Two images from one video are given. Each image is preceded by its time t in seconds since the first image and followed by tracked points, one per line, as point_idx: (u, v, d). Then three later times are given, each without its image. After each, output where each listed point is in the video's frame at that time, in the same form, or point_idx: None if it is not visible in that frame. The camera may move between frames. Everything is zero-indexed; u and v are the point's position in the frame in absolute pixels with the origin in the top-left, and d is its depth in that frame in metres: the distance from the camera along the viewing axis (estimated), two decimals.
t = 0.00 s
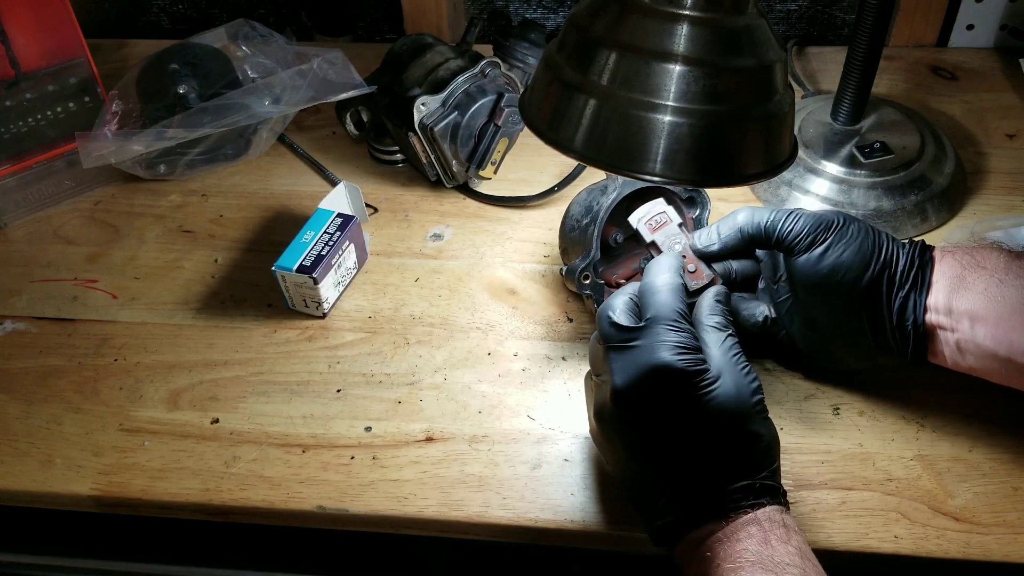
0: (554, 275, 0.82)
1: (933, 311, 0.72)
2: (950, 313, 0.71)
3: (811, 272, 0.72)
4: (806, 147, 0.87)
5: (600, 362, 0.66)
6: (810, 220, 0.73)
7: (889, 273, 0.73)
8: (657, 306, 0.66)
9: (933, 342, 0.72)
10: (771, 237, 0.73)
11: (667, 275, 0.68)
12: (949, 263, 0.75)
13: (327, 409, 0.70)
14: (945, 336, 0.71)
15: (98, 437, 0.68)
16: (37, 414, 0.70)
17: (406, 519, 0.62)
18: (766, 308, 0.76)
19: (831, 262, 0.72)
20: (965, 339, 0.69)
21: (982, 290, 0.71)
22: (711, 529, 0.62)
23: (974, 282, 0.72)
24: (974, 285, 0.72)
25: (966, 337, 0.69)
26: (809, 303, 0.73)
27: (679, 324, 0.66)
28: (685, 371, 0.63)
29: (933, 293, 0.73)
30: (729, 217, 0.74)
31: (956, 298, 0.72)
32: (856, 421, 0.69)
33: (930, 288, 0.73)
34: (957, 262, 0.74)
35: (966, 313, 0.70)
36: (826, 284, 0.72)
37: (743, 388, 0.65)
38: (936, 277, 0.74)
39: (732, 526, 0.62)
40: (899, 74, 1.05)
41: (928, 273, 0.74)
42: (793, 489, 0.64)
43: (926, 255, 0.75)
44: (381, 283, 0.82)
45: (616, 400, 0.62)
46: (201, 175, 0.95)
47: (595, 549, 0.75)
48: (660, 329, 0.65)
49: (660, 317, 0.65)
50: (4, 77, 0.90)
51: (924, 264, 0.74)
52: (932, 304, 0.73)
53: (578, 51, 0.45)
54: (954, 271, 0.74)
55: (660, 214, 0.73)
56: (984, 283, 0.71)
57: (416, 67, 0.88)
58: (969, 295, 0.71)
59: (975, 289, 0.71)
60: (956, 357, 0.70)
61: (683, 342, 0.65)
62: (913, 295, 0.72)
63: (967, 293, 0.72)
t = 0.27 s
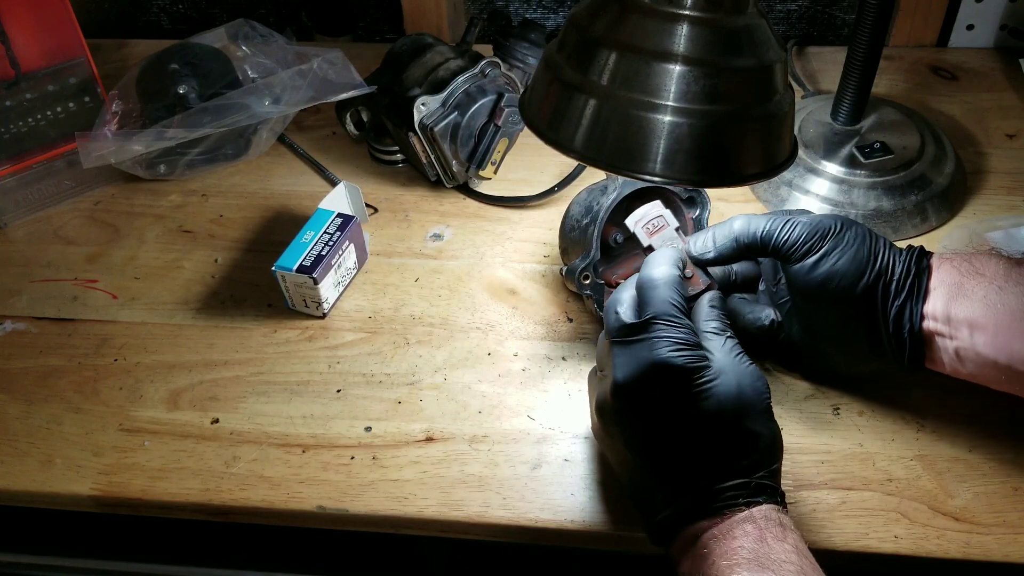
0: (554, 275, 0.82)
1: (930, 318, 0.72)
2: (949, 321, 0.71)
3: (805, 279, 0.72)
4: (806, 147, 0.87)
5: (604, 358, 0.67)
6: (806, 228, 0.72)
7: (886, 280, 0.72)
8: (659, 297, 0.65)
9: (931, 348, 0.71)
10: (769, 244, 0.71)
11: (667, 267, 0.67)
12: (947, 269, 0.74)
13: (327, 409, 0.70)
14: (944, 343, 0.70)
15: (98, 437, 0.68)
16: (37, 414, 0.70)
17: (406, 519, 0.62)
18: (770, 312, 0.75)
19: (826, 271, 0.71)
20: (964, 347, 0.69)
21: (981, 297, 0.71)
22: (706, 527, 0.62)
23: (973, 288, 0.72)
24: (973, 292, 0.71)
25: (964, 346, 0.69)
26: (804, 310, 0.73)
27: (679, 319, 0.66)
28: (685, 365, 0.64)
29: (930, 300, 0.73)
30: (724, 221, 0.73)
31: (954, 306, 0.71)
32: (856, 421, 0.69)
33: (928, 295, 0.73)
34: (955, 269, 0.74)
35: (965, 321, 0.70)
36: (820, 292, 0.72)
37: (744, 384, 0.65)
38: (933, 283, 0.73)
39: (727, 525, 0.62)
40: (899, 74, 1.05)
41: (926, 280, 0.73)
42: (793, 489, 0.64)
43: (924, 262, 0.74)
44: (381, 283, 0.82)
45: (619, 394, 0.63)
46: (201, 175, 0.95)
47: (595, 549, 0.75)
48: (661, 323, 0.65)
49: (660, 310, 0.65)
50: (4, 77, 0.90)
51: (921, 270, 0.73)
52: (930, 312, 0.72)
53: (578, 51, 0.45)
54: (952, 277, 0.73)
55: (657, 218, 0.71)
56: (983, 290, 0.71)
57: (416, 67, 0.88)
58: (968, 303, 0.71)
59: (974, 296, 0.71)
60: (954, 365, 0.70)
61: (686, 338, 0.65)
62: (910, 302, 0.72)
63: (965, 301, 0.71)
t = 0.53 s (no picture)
0: (554, 275, 0.82)
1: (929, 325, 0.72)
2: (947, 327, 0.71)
3: (800, 288, 0.72)
4: (806, 147, 0.87)
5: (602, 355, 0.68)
6: (801, 238, 0.72)
7: (881, 289, 0.72)
8: (652, 293, 0.66)
9: (929, 353, 0.72)
10: (765, 255, 0.71)
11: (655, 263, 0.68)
12: (944, 275, 0.74)
13: (327, 409, 0.70)
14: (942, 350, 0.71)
15: (98, 437, 0.68)
16: (36, 414, 0.70)
17: (406, 519, 0.62)
18: (775, 316, 0.74)
19: (821, 280, 0.71)
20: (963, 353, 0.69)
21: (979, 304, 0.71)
22: (696, 521, 0.62)
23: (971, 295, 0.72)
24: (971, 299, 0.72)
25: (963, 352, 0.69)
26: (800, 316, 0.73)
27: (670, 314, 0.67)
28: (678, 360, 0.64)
29: (927, 308, 0.73)
30: (720, 230, 0.73)
31: (952, 313, 0.72)
32: (856, 421, 0.69)
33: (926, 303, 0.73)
34: (952, 275, 0.74)
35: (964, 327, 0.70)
36: (815, 299, 0.72)
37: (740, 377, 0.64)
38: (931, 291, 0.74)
39: (715, 519, 0.62)
40: (899, 74, 1.05)
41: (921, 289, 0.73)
42: (792, 489, 0.64)
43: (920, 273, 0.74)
44: (381, 283, 0.82)
45: (614, 387, 0.63)
46: (201, 175, 0.95)
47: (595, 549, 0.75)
48: (655, 319, 0.65)
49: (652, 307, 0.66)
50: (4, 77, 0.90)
51: (917, 279, 0.73)
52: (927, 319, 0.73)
53: (578, 51, 0.45)
54: (950, 284, 0.74)
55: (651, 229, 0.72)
56: (981, 297, 0.72)
57: (416, 67, 0.88)
58: (966, 310, 0.71)
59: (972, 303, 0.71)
60: (953, 370, 0.70)
61: (679, 331, 0.66)
62: (906, 311, 0.72)
63: (963, 307, 0.72)
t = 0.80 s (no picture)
0: (554, 275, 0.82)
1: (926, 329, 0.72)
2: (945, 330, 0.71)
3: (797, 292, 0.72)
4: (806, 147, 0.87)
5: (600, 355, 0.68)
6: (797, 242, 0.72)
7: (878, 293, 0.72)
8: (649, 292, 0.66)
9: (928, 356, 0.72)
10: (760, 259, 0.72)
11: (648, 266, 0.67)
12: (940, 279, 0.74)
13: (327, 408, 0.70)
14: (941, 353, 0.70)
15: (98, 437, 0.68)
16: (36, 414, 0.70)
17: (406, 519, 0.62)
18: (777, 317, 0.74)
19: (817, 285, 0.72)
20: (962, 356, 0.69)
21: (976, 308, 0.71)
22: (693, 520, 0.62)
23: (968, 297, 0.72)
24: (968, 302, 0.72)
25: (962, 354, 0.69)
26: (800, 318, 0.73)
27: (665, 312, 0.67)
28: (673, 358, 0.64)
29: (924, 312, 0.73)
30: (717, 234, 0.73)
31: (949, 317, 0.72)
32: (857, 421, 0.69)
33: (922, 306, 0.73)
34: (948, 279, 0.74)
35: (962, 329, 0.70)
36: (811, 303, 0.72)
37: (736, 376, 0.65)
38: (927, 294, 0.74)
39: (711, 518, 0.62)
40: (899, 74, 1.05)
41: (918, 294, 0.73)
42: (792, 489, 0.64)
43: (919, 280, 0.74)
44: (381, 283, 0.82)
45: (610, 387, 0.63)
46: (201, 175, 0.95)
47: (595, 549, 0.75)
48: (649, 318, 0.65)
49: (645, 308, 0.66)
50: (4, 77, 0.90)
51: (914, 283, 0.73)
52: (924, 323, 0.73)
53: (578, 52, 0.45)
54: (946, 288, 0.74)
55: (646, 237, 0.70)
56: (978, 300, 0.72)
57: (416, 67, 0.88)
58: (964, 312, 0.71)
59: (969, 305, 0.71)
60: (952, 373, 0.70)
61: (675, 331, 0.66)
62: (903, 315, 0.72)
63: (960, 311, 0.71)
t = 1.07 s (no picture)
0: (554, 275, 0.82)
1: (927, 329, 0.72)
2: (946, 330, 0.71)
3: (795, 294, 0.72)
4: (806, 147, 0.87)
5: (599, 357, 0.68)
6: (795, 243, 0.71)
7: (876, 294, 0.72)
8: (646, 295, 0.66)
9: (928, 356, 0.72)
10: (758, 260, 0.71)
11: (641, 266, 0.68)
12: (940, 280, 0.74)
13: (327, 408, 0.70)
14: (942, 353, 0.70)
15: (98, 437, 0.68)
16: (36, 414, 0.70)
17: (405, 519, 0.62)
18: (776, 320, 0.74)
19: (815, 287, 0.71)
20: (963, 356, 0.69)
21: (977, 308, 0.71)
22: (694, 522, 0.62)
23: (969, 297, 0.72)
24: (969, 302, 0.72)
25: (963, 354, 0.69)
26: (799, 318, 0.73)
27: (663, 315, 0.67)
28: (671, 360, 0.64)
29: (924, 311, 0.73)
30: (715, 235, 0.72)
31: (949, 316, 0.72)
32: (856, 421, 0.69)
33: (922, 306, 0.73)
34: (948, 279, 0.74)
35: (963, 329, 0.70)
36: (809, 305, 0.72)
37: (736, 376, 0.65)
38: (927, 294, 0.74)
39: (712, 521, 0.61)
40: (899, 73, 1.05)
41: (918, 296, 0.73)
42: (792, 489, 0.64)
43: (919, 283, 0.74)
44: (381, 283, 0.82)
45: (609, 389, 0.63)
46: (201, 175, 0.95)
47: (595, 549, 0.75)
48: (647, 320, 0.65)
49: (642, 310, 0.66)
50: (4, 77, 0.90)
51: (914, 286, 0.73)
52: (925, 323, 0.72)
53: (578, 52, 0.45)
54: (947, 288, 0.73)
55: (641, 236, 0.71)
56: (979, 300, 0.72)
57: (416, 67, 0.88)
58: (965, 312, 0.71)
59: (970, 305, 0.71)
60: (953, 372, 0.70)
61: (674, 332, 0.66)
62: (902, 317, 0.72)
63: (961, 311, 0.71)
